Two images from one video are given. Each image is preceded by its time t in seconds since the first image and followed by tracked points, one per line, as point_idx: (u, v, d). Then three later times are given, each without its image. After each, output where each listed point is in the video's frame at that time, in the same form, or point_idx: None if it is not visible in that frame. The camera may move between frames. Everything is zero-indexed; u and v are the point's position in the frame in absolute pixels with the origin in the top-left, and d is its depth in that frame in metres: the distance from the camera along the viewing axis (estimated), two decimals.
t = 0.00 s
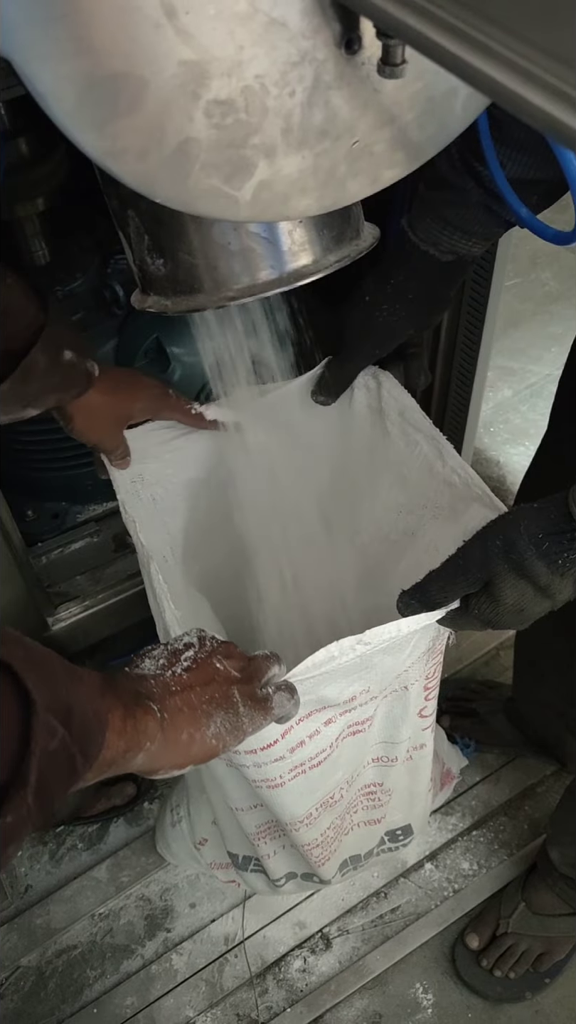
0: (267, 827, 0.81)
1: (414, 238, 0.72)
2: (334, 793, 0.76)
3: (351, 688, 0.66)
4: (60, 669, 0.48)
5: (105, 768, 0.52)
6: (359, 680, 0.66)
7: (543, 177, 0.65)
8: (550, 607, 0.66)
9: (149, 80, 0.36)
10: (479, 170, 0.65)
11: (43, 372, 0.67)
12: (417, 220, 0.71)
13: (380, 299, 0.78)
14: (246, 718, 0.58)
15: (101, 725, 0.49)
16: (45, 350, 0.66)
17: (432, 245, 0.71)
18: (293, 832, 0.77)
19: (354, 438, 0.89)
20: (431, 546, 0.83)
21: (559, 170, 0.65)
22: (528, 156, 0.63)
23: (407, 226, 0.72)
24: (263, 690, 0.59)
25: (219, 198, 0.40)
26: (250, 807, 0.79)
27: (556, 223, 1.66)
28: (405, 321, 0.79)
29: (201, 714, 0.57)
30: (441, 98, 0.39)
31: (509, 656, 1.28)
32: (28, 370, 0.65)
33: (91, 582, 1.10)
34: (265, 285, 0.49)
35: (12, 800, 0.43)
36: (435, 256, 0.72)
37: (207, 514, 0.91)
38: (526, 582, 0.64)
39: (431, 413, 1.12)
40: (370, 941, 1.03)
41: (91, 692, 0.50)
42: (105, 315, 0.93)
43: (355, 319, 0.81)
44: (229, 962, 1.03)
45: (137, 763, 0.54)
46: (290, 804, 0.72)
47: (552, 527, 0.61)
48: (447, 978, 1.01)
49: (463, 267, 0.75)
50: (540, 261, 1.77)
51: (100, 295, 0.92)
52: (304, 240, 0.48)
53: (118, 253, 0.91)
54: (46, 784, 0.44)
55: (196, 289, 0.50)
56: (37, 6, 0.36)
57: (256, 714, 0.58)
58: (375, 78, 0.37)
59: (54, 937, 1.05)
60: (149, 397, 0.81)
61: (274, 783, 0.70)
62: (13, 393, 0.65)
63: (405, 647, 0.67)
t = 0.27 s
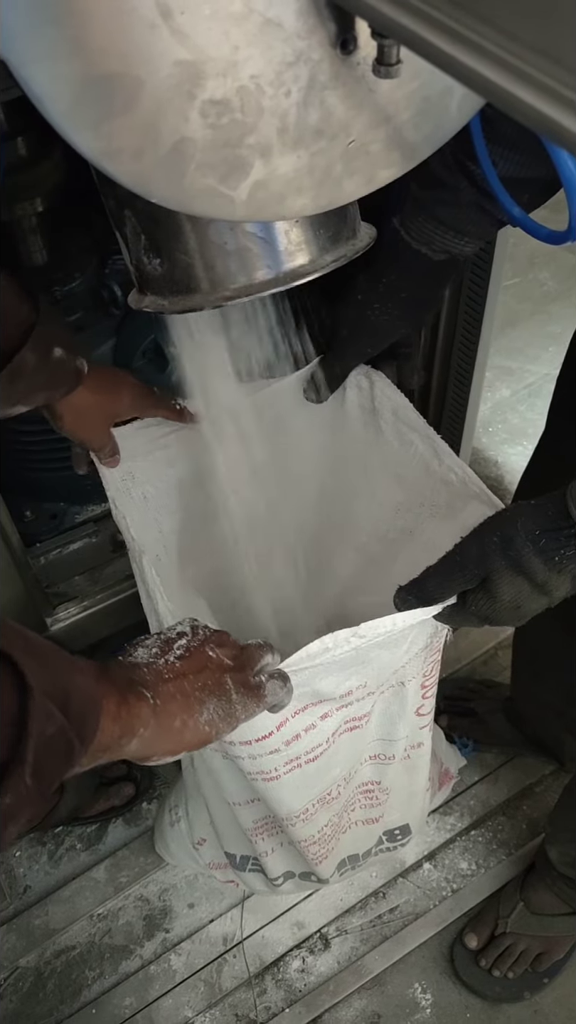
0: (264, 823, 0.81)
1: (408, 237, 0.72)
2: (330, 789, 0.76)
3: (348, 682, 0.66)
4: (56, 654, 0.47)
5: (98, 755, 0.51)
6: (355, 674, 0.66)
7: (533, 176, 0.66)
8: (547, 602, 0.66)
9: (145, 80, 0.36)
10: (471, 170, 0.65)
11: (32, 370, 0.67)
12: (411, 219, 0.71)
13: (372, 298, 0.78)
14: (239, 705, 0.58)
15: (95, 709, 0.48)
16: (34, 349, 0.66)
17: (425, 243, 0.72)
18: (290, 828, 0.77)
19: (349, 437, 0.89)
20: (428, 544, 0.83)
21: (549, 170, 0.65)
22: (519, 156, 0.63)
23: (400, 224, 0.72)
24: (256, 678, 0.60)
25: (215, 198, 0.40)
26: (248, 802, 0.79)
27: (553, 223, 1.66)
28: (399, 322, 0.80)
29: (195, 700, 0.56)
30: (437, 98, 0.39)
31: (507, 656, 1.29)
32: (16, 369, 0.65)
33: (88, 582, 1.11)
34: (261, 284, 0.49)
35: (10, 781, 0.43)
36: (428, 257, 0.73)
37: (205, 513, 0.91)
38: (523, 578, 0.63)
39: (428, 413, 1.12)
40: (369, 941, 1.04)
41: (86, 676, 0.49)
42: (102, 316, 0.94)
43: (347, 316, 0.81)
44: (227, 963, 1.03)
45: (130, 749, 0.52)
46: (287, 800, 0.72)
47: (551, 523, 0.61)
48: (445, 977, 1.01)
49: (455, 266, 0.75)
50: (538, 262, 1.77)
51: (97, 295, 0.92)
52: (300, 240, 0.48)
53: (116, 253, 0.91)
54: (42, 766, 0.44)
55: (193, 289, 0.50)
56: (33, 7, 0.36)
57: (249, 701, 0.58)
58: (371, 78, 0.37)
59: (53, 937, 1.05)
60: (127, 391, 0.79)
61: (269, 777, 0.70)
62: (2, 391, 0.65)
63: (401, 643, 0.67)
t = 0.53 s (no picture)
0: (263, 829, 0.81)
1: (404, 238, 0.73)
2: (325, 791, 0.76)
3: (342, 687, 0.66)
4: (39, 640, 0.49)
5: (87, 751, 0.52)
6: (350, 679, 0.66)
7: (531, 177, 0.66)
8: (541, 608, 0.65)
9: (147, 84, 0.36)
10: (467, 169, 0.66)
11: (32, 367, 0.67)
12: (408, 220, 0.71)
13: (369, 300, 0.78)
14: (230, 709, 0.58)
15: (80, 697, 0.49)
16: (34, 345, 0.66)
17: (422, 244, 0.72)
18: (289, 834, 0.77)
19: (345, 440, 0.88)
20: (424, 547, 0.82)
21: (547, 171, 0.65)
22: (517, 157, 0.64)
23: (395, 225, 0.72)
24: (247, 684, 0.60)
25: (216, 202, 0.40)
26: (246, 809, 0.79)
27: (553, 225, 1.66)
28: (395, 321, 0.79)
29: (184, 701, 0.57)
30: (438, 101, 0.39)
31: (508, 657, 1.29)
32: (16, 365, 0.65)
33: (89, 584, 1.11)
34: (263, 287, 0.49)
35: None
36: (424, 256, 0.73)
37: (202, 517, 0.90)
38: (517, 582, 0.63)
39: (429, 414, 1.12)
40: (370, 942, 1.04)
41: (71, 665, 0.51)
42: (104, 317, 0.93)
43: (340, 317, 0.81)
44: (228, 965, 1.03)
45: (118, 747, 0.53)
46: (283, 807, 0.72)
47: (544, 528, 0.61)
48: (446, 979, 1.01)
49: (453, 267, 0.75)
50: (538, 264, 1.77)
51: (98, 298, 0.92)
52: (301, 243, 0.48)
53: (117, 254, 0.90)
54: (22, 747, 0.45)
55: (194, 293, 0.50)
56: (34, 12, 0.36)
57: (240, 707, 0.58)
58: (372, 82, 0.37)
59: (54, 939, 1.05)
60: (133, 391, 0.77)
61: (267, 784, 0.69)
62: (2, 387, 0.65)
63: (395, 647, 0.66)
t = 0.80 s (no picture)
0: (264, 828, 0.81)
1: (400, 242, 0.72)
2: (328, 793, 0.76)
3: (343, 688, 0.66)
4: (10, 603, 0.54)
5: (55, 709, 0.55)
6: (350, 680, 0.65)
7: (529, 182, 0.66)
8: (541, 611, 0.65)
9: (149, 90, 0.36)
10: (462, 173, 0.66)
11: (11, 357, 0.71)
12: (402, 225, 0.71)
13: (364, 304, 0.78)
14: (206, 688, 0.58)
15: (42, 654, 0.53)
16: (12, 334, 0.70)
17: (418, 249, 0.72)
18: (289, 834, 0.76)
19: (342, 443, 0.88)
20: (424, 549, 0.82)
21: (544, 177, 0.65)
22: (515, 162, 0.64)
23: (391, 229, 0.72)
24: (227, 670, 0.59)
25: (219, 207, 0.40)
26: (245, 805, 0.78)
27: (554, 227, 1.66)
28: (390, 323, 0.80)
29: (158, 671, 0.57)
30: (441, 106, 0.39)
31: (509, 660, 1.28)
32: None
33: (88, 587, 1.15)
34: (265, 292, 0.49)
35: None
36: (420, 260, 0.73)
37: (202, 518, 0.90)
38: (519, 585, 0.62)
39: (429, 419, 1.12)
40: (371, 946, 1.04)
41: (39, 625, 0.55)
42: (104, 319, 0.95)
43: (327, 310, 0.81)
44: (229, 968, 1.03)
45: (87, 707, 0.55)
46: (285, 806, 0.72)
47: (547, 532, 0.61)
48: (448, 983, 1.01)
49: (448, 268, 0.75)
50: (539, 266, 1.77)
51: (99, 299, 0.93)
52: (304, 248, 0.48)
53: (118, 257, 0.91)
54: None
55: (196, 297, 0.50)
56: (36, 17, 0.36)
57: (217, 687, 0.58)
58: (376, 88, 0.37)
59: (55, 942, 1.05)
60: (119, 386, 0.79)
61: (266, 784, 0.69)
62: None
63: (396, 649, 0.66)
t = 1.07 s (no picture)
0: (261, 825, 0.81)
1: (397, 243, 0.72)
2: (324, 790, 0.76)
3: (338, 684, 0.66)
4: None
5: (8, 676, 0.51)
6: (345, 677, 0.65)
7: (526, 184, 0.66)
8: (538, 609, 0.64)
9: (150, 93, 0.36)
10: (458, 176, 0.65)
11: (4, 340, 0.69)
12: (399, 226, 0.71)
13: (361, 304, 0.78)
14: (170, 670, 0.56)
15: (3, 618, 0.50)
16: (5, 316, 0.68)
17: (415, 250, 0.72)
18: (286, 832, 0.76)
19: (340, 442, 0.88)
20: (421, 549, 0.82)
21: (541, 178, 0.66)
22: (513, 164, 0.64)
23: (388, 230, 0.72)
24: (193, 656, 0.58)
25: (221, 210, 0.40)
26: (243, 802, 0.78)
27: (554, 228, 1.66)
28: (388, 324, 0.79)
29: (121, 648, 0.56)
30: (442, 109, 0.39)
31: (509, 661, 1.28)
32: None
33: (90, 587, 1.14)
34: (266, 294, 0.49)
35: None
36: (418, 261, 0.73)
37: (198, 516, 0.90)
38: (513, 585, 0.62)
39: (430, 420, 1.11)
40: (371, 947, 1.04)
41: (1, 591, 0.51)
42: (105, 319, 0.96)
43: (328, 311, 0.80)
44: (229, 969, 1.03)
45: (42, 675, 0.52)
46: (280, 802, 0.72)
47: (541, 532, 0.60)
48: (448, 984, 1.01)
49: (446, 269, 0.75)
50: (539, 267, 1.78)
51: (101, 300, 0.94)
52: (305, 250, 0.48)
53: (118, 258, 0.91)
54: None
55: (198, 299, 0.50)
56: (37, 20, 0.36)
57: (179, 672, 0.57)
58: (377, 91, 0.37)
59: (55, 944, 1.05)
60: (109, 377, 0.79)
61: (262, 781, 0.69)
62: None
63: (392, 647, 0.65)
